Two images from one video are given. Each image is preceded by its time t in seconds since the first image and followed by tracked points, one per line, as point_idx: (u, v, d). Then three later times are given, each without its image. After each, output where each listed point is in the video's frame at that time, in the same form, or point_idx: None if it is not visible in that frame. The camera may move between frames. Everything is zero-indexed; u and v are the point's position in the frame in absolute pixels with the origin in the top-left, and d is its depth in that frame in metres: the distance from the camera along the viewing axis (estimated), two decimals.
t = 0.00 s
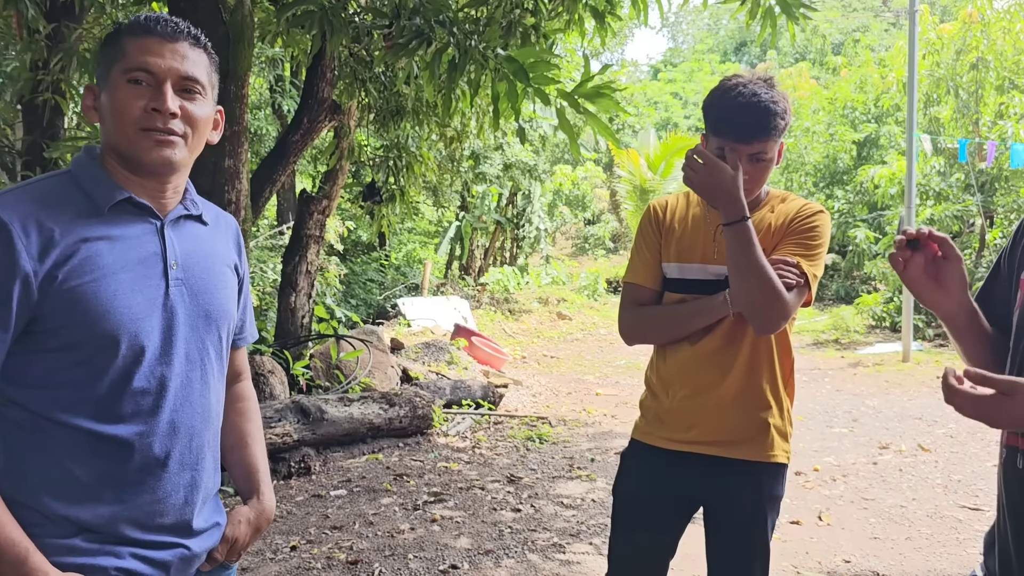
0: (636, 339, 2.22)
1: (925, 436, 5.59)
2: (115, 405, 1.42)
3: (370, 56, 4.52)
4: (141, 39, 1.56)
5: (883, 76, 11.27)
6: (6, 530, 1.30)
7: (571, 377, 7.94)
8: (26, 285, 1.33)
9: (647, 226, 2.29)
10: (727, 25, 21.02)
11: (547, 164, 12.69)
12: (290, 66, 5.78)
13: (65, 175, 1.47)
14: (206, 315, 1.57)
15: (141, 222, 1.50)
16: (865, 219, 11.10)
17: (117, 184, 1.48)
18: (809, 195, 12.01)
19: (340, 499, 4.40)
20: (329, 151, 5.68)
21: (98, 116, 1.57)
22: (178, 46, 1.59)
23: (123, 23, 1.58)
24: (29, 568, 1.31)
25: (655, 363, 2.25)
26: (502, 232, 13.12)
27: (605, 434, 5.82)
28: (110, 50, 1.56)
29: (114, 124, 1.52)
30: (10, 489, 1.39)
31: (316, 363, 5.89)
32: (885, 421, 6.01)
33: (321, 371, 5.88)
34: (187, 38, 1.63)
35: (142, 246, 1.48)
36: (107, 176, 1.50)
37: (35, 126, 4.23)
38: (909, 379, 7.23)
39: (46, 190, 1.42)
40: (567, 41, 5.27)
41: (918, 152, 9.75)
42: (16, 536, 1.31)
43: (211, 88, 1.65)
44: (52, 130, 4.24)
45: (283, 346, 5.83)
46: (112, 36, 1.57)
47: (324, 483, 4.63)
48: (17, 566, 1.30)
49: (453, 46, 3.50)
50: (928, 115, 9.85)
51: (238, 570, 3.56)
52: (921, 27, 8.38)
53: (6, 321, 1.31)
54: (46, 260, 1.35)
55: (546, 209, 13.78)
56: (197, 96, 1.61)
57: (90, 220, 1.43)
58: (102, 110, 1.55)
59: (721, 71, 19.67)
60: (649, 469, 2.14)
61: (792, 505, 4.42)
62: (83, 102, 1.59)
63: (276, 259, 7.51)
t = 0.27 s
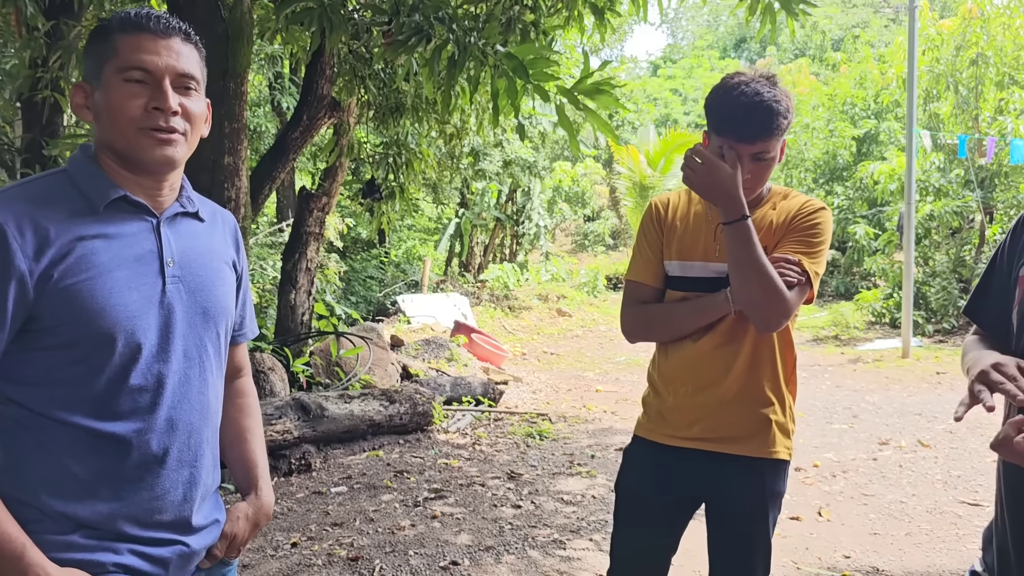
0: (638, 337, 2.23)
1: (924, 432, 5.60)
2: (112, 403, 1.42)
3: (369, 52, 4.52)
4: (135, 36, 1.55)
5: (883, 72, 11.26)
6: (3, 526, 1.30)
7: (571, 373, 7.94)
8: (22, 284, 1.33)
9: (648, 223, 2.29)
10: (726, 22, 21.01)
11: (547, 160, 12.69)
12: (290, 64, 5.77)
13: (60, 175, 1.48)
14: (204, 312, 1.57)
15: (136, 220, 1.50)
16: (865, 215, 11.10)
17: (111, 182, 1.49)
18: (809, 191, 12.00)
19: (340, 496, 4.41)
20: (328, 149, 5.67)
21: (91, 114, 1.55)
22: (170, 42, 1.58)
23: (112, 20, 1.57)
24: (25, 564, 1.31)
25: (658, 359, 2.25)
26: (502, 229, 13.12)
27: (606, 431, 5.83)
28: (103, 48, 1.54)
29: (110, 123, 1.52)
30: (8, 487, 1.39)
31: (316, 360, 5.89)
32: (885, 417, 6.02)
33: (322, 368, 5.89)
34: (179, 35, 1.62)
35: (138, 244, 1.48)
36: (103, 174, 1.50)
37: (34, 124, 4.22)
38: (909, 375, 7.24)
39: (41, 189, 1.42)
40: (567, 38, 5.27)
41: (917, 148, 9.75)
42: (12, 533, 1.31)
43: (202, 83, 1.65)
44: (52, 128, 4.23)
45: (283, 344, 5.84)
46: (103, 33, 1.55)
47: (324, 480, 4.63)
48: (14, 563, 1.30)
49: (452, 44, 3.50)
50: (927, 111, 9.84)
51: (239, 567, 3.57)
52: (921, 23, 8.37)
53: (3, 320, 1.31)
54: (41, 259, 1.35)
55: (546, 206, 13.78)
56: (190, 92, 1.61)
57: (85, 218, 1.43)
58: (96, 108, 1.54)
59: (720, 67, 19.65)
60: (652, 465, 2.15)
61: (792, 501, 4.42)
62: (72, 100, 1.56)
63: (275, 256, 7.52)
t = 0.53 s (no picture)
0: (641, 332, 2.23)
1: (926, 427, 5.59)
2: (104, 397, 1.41)
3: (370, 47, 4.51)
4: (118, 24, 1.53)
5: (885, 67, 11.23)
6: None
7: (572, 368, 7.94)
8: (9, 280, 1.33)
9: (652, 218, 2.29)
10: (727, 16, 20.97)
11: (548, 156, 12.68)
12: (290, 58, 5.76)
13: (46, 170, 1.47)
14: (196, 303, 1.56)
15: (125, 213, 1.50)
16: (866, 210, 11.08)
17: (98, 176, 1.48)
18: (811, 186, 11.98)
19: (341, 491, 4.41)
20: (329, 144, 5.67)
21: (74, 105, 1.53)
22: (153, 29, 1.57)
23: (94, 7, 1.55)
24: (16, 554, 1.30)
25: (661, 354, 2.25)
26: (503, 225, 13.11)
27: (607, 426, 5.82)
28: (85, 36, 1.52)
29: (97, 114, 1.50)
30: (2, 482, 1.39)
31: (317, 355, 5.89)
32: (887, 412, 6.01)
33: (323, 364, 5.89)
34: (160, 22, 1.61)
35: (127, 237, 1.47)
36: (90, 169, 1.50)
37: (34, 120, 4.22)
38: (911, 370, 7.23)
39: (27, 185, 1.42)
40: (568, 31, 5.25)
41: (919, 143, 9.74)
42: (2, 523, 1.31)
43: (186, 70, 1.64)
44: (53, 124, 4.23)
45: (284, 339, 5.84)
46: (83, 21, 1.53)
47: (325, 475, 4.63)
48: (5, 553, 1.30)
49: (452, 37, 3.49)
50: (929, 106, 9.82)
51: (240, 561, 3.57)
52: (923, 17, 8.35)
53: None
54: (28, 255, 1.35)
55: (547, 201, 13.77)
56: (176, 80, 1.60)
57: (72, 213, 1.42)
58: (80, 98, 1.53)
59: (721, 62, 19.62)
60: (654, 459, 2.15)
61: (793, 496, 4.42)
62: (53, 90, 1.52)
63: (276, 252, 7.52)
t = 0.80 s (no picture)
0: (647, 329, 2.24)
1: (930, 423, 5.59)
2: (109, 392, 1.42)
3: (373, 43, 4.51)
4: (96, 19, 1.53)
5: (888, 63, 11.20)
6: (6, 513, 1.28)
7: (576, 365, 7.94)
8: (12, 279, 1.33)
9: (658, 214, 2.30)
10: (730, 13, 20.92)
11: (550, 152, 12.68)
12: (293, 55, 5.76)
13: (41, 168, 1.46)
14: (195, 295, 1.56)
15: (121, 207, 1.49)
16: (870, 206, 11.07)
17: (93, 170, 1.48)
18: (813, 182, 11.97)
19: (345, 487, 4.42)
20: (332, 140, 5.67)
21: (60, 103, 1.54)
22: (132, 22, 1.56)
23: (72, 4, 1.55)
24: (31, 549, 1.30)
25: (667, 351, 2.26)
26: (506, 221, 13.11)
27: (610, 422, 5.83)
28: (63, 34, 1.52)
29: (78, 111, 1.50)
30: (10, 480, 1.39)
31: (321, 352, 5.89)
32: (890, 408, 6.01)
33: (326, 360, 5.89)
34: (141, 13, 1.59)
35: (125, 231, 1.47)
36: (82, 164, 1.49)
37: (38, 117, 4.22)
38: (914, 366, 7.22)
39: (23, 182, 1.41)
40: (572, 27, 5.24)
41: (923, 139, 9.73)
42: (13, 518, 1.29)
43: (171, 62, 1.63)
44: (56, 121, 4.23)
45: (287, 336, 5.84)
46: (63, 18, 1.53)
47: (329, 471, 4.64)
48: (19, 548, 1.29)
49: (456, 34, 3.49)
50: (933, 101, 9.80)
51: (245, 558, 3.57)
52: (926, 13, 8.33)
53: None
54: (27, 253, 1.35)
55: (550, 198, 13.77)
56: (159, 73, 1.59)
57: (69, 208, 1.42)
58: (65, 96, 1.53)
59: (724, 58, 19.58)
60: (661, 456, 2.15)
61: (797, 493, 4.42)
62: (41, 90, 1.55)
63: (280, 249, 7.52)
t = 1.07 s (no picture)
0: (648, 327, 2.24)
1: (930, 420, 5.59)
2: (96, 385, 1.41)
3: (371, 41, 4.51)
4: (83, 15, 1.50)
5: (888, 60, 11.18)
6: None
7: (575, 362, 7.95)
8: None
9: (659, 212, 2.30)
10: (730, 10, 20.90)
11: (550, 150, 12.68)
12: (292, 52, 5.76)
13: (27, 166, 1.46)
14: (184, 285, 1.54)
15: (105, 202, 1.48)
16: (869, 203, 11.06)
17: (78, 166, 1.47)
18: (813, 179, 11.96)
19: (345, 485, 4.42)
20: (332, 138, 5.66)
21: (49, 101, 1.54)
22: (119, 21, 1.52)
23: None
24: (20, 545, 1.32)
25: (668, 348, 2.26)
26: (506, 219, 13.10)
27: (609, 419, 5.83)
28: (50, 30, 1.50)
29: (63, 108, 1.49)
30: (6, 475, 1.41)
31: (320, 350, 5.89)
32: (890, 405, 6.01)
33: (326, 358, 5.89)
34: (131, 11, 1.55)
35: (108, 225, 1.46)
36: (69, 161, 1.49)
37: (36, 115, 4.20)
38: (914, 363, 7.22)
39: (7, 179, 1.41)
40: (571, 25, 5.23)
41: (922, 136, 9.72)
42: (4, 515, 1.32)
43: (159, 61, 1.58)
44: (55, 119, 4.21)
45: (287, 334, 5.84)
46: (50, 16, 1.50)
47: (328, 469, 4.65)
48: (9, 544, 1.32)
49: (455, 31, 3.49)
50: (933, 98, 9.78)
51: (245, 556, 3.58)
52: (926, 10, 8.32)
53: None
54: (9, 248, 1.34)
55: (549, 195, 13.76)
56: (146, 71, 1.55)
57: (50, 203, 1.42)
58: (51, 93, 1.51)
59: (724, 55, 19.57)
60: (661, 453, 2.15)
61: (797, 490, 4.42)
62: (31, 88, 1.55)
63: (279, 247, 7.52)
